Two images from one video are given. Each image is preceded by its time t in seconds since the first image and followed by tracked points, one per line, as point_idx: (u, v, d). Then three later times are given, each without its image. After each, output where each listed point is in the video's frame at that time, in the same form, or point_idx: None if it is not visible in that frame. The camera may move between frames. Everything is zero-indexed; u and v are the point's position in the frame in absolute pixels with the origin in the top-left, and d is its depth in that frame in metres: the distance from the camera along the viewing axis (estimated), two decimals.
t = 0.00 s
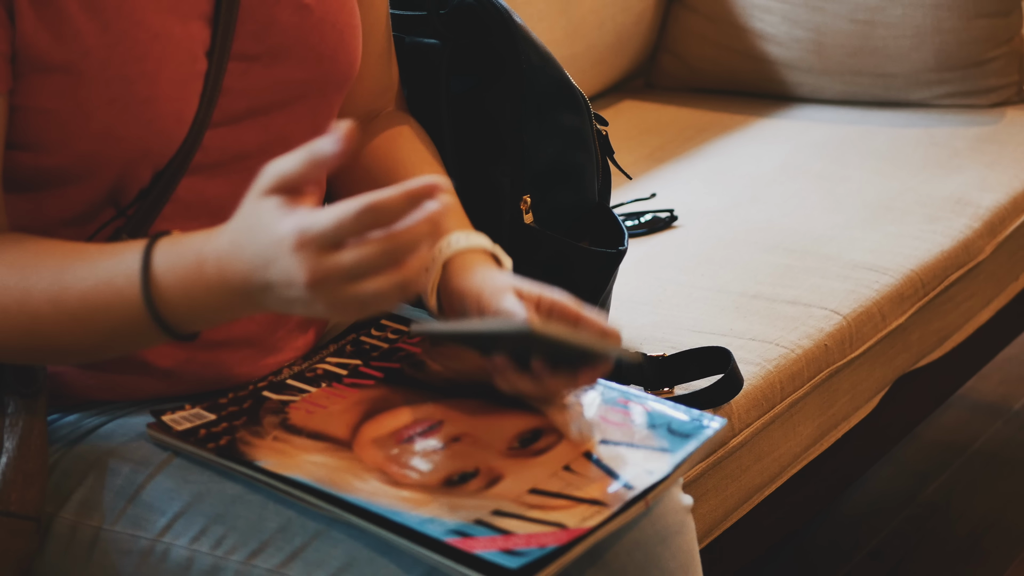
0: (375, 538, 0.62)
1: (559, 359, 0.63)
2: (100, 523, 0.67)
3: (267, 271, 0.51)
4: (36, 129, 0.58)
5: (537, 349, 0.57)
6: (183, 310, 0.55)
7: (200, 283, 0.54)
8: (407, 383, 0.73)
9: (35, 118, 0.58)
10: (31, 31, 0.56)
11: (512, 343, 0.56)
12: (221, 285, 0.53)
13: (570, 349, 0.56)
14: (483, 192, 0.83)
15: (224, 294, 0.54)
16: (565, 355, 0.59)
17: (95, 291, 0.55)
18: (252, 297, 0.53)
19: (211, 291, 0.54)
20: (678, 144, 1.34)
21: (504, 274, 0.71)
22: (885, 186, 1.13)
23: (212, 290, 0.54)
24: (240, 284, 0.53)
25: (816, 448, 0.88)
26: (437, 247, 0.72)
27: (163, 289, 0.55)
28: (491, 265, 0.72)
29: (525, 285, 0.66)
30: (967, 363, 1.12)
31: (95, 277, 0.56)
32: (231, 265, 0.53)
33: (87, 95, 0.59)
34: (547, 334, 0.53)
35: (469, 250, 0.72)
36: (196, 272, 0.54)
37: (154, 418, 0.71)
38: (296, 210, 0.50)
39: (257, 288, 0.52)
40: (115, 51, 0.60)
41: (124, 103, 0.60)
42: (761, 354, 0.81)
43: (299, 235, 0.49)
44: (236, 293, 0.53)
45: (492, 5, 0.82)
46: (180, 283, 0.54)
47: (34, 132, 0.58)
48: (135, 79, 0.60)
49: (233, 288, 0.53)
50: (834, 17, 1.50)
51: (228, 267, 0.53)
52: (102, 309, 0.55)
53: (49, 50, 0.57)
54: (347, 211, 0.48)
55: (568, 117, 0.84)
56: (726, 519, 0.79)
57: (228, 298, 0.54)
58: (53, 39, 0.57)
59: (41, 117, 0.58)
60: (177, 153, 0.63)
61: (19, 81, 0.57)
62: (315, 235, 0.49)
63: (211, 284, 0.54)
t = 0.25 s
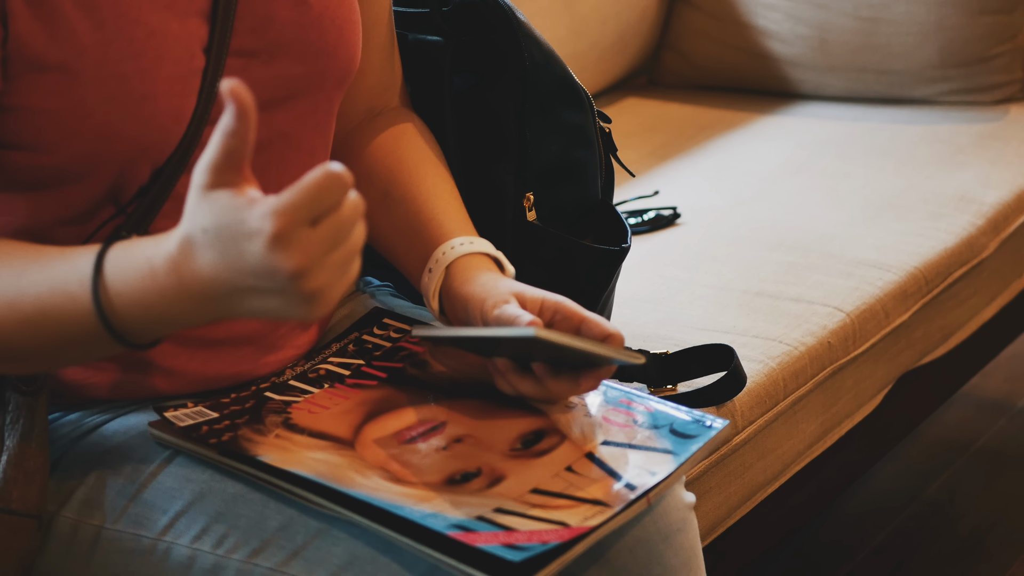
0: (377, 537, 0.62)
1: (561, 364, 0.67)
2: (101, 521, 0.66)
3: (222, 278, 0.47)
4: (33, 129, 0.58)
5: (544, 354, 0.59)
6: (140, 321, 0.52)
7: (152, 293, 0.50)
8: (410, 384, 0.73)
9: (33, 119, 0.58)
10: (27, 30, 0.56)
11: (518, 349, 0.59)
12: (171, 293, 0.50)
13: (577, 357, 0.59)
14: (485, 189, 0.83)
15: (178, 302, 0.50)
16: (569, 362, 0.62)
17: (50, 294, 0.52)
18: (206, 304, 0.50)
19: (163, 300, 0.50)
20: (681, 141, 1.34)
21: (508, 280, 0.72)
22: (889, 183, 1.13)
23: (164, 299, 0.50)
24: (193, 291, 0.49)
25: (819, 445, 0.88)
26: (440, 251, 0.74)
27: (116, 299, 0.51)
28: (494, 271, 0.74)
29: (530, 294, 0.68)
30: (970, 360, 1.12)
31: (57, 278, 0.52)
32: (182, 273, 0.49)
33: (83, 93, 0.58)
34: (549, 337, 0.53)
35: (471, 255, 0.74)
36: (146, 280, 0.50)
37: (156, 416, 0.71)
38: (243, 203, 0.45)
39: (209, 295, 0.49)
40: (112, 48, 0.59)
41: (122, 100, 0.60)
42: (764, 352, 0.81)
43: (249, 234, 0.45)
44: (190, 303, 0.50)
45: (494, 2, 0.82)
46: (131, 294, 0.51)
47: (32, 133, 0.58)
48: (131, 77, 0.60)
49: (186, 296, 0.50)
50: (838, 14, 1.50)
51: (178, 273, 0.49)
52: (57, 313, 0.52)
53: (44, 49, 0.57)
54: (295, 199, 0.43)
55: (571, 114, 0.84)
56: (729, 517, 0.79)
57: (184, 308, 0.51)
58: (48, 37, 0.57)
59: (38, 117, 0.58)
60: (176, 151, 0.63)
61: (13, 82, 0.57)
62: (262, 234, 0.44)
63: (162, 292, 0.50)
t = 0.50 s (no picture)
0: (379, 535, 0.63)
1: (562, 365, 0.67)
2: (105, 521, 0.65)
3: (283, 378, 0.50)
4: (39, 131, 0.58)
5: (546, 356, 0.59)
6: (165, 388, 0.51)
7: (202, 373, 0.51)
8: (412, 380, 0.72)
9: (37, 120, 0.58)
10: (32, 30, 0.56)
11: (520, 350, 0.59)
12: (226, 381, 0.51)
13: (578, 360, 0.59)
14: (488, 188, 0.83)
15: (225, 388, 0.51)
16: (570, 362, 0.62)
17: (89, 350, 0.50)
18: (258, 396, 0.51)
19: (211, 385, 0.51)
20: (685, 139, 1.34)
21: (512, 278, 0.73)
22: (893, 180, 1.13)
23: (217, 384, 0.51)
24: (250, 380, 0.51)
25: (823, 443, 0.88)
26: (445, 250, 0.74)
27: (168, 370, 0.51)
28: (499, 269, 0.74)
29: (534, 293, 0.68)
30: (974, 358, 1.12)
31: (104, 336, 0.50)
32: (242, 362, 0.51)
33: (89, 93, 0.58)
34: (548, 338, 0.53)
35: (476, 253, 0.74)
36: (203, 365, 0.51)
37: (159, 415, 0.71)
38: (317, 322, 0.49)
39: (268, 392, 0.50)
40: (118, 48, 0.59)
41: (129, 100, 0.59)
42: (767, 350, 0.81)
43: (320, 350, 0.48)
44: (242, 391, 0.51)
45: None
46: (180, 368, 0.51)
47: (37, 134, 0.58)
48: (137, 77, 0.60)
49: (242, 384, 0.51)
50: (841, 11, 1.50)
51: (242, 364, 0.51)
52: (93, 372, 0.50)
53: (51, 49, 0.57)
54: (370, 331, 0.49)
55: (574, 112, 0.83)
56: (733, 515, 0.79)
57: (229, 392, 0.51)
58: (55, 37, 0.57)
59: (43, 119, 0.58)
60: (181, 149, 0.63)
61: (16, 82, 0.57)
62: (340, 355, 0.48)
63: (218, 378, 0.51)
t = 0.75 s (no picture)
0: (381, 534, 0.62)
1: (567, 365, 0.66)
2: (108, 520, 0.65)
3: (275, 398, 0.54)
4: (44, 136, 0.59)
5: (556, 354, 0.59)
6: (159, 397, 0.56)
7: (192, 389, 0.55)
8: (416, 378, 0.71)
9: (41, 125, 0.58)
10: (35, 38, 0.56)
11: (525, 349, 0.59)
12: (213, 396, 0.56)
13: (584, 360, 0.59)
14: (491, 187, 0.83)
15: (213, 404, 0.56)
16: (576, 361, 0.62)
17: (90, 362, 0.55)
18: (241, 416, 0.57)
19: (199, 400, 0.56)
20: (687, 138, 1.34)
21: (518, 278, 0.73)
22: (896, 179, 1.13)
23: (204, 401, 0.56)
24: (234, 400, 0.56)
25: (826, 442, 0.88)
26: (451, 249, 0.74)
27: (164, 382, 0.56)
28: (505, 269, 0.74)
29: (539, 293, 0.68)
30: (977, 357, 1.12)
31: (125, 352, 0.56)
32: (237, 380, 0.55)
33: (95, 97, 0.58)
34: (556, 338, 0.53)
35: (482, 252, 0.74)
36: (198, 381, 0.56)
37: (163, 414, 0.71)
38: (311, 348, 0.52)
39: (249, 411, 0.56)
40: (124, 53, 0.59)
41: (134, 105, 0.59)
42: (769, 349, 0.81)
43: (308, 376, 0.52)
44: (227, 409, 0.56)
45: None
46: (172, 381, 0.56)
47: (42, 140, 0.59)
48: (143, 82, 0.59)
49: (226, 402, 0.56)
50: (843, 10, 1.50)
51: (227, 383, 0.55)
52: (90, 382, 0.55)
53: (56, 55, 0.57)
54: (357, 358, 0.51)
55: (577, 111, 0.84)
56: (736, 514, 0.79)
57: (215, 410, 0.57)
58: (59, 43, 0.57)
59: (47, 124, 0.58)
60: (187, 153, 0.63)
61: (19, 87, 0.58)
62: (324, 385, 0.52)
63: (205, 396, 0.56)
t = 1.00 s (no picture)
0: (382, 533, 0.62)
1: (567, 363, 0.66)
2: (109, 519, 0.65)
3: (272, 392, 0.54)
4: (43, 133, 0.58)
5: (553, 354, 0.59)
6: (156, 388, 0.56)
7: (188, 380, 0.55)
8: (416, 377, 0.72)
9: (41, 123, 0.58)
10: (37, 36, 0.56)
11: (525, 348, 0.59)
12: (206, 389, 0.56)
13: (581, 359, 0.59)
14: (491, 186, 0.83)
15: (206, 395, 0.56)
16: (575, 361, 0.61)
17: (89, 357, 0.55)
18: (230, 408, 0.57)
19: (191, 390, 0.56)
20: (688, 137, 1.34)
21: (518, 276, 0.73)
22: (896, 178, 1.13)
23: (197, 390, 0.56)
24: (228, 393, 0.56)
25: (826, 441, 0.88)
26: (451, 248, 0.74)
27: (162, 374, 0.56)
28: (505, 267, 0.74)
29: (538, 292, 0.68)
30: (977, 356, 1.12)
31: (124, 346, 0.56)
32: (235, 375, 0.55)
33: (95, 95, 0.58)
34: (557, 336, 0.53)
35: (482, 251, 0.74)
36: (197, 373, 0.55)
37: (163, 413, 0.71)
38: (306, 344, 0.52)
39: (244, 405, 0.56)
40: (125, 52, 0.59)
41: (134, 104, 0.59)
42: (770, 348, 0.81)
43: (305, 371, 0.52)
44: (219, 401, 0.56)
45: None
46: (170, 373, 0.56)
47: (42, 138, 0.59)
48: (143, 81, 0.59)
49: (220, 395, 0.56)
50: (844, 9, 1.50)
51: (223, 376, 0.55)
52: (91, 376, 0.55)
53: (57, 53, 0.57)
54: (352, 351, 0.51)
55: (577, 110, 0.84)
56: (737, 513, 0.79)
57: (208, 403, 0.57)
58: (60, 41, 0.57)
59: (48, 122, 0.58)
60: (187, 151, 0.63)
61: (18, 85, 0.57)
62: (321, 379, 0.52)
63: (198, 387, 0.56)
